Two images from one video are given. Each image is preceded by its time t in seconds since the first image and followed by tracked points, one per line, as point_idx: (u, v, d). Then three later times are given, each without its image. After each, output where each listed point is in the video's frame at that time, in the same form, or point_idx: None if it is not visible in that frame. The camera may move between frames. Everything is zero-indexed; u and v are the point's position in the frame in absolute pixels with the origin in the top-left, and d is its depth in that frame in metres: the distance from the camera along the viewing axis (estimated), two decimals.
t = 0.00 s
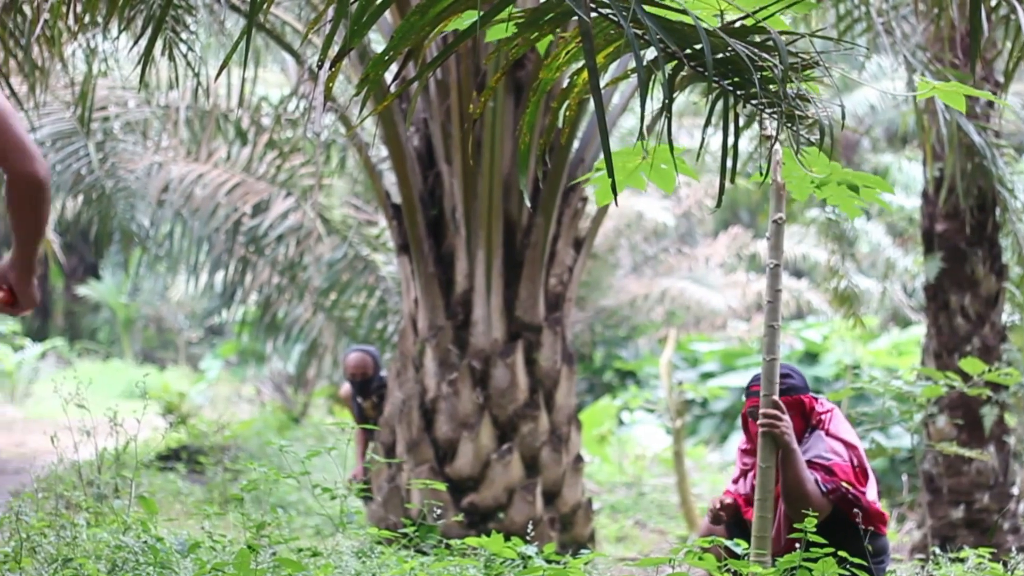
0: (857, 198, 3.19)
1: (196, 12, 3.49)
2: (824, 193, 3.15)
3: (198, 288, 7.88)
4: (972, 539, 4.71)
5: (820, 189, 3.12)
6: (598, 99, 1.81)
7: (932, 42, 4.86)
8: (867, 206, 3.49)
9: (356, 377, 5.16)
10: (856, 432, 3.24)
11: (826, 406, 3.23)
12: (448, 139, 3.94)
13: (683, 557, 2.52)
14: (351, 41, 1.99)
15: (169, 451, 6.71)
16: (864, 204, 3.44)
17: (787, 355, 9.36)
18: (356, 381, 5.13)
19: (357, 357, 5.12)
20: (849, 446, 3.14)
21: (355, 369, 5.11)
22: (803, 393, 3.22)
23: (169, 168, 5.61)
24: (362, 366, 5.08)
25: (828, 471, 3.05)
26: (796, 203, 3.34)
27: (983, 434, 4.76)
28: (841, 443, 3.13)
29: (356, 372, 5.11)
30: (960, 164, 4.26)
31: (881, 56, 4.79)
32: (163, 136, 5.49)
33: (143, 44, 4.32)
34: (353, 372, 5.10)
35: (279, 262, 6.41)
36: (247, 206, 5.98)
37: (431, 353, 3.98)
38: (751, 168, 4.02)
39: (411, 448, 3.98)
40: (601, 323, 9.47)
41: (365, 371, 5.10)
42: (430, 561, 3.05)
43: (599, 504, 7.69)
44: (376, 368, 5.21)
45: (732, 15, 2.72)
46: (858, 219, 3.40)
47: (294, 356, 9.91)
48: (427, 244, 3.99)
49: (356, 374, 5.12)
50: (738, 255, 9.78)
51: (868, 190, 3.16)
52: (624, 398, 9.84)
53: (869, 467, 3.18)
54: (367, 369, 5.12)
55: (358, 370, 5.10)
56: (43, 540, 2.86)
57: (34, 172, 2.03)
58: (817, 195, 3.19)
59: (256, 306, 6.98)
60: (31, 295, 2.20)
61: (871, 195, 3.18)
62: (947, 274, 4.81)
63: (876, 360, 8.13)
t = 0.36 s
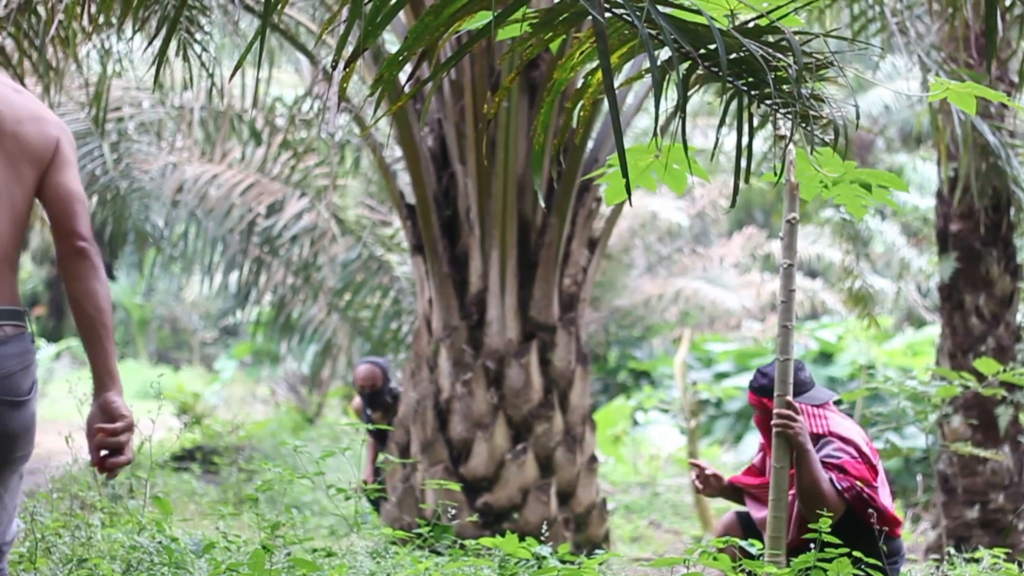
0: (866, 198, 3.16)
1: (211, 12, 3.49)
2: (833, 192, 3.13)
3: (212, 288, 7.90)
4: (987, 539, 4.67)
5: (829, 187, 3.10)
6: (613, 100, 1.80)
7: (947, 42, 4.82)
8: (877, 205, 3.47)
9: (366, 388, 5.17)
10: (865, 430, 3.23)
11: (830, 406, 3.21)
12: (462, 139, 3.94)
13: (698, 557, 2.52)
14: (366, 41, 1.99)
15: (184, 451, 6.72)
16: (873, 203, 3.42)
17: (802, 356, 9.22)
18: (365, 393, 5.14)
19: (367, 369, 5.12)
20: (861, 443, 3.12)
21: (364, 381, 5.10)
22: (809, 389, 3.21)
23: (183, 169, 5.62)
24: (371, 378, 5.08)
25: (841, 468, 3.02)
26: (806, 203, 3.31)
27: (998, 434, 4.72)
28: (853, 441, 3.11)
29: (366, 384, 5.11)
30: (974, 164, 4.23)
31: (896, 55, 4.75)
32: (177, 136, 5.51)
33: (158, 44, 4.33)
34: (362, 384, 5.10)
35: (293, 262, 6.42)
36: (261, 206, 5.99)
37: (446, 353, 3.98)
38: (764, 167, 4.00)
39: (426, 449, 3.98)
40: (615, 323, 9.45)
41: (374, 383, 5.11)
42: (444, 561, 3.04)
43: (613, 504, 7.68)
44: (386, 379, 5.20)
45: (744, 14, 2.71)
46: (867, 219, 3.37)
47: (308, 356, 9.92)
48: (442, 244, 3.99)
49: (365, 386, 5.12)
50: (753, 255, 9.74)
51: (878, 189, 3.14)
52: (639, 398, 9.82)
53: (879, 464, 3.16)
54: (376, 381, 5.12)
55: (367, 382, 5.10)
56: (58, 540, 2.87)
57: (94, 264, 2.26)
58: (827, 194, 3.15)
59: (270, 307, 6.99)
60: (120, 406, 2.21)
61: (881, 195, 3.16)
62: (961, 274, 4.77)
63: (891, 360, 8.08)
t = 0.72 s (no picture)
0: (885, 198, 3.13)
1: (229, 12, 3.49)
2: (850, 193, 3.11)
3: (230, 289, 7.93)
4: (1006, 539, 4.63)
5: (846, 188, 3.08)
6: (630, 100, 1.79)
7: (966, 41, 4.78)
8: (897, 205, 3.45)
9: (377, 379, 5.20)
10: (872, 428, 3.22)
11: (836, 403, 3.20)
12: (480, 139, 3.93)
13: (717, 557, 2.52)
14: (384, 40, 1.98)
15: (202, 451, 6.74)
16: (891, 203, 3.40)
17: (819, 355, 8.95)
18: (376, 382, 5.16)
19: (377, 359, 5.14)
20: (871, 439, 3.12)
21: (375, 371, 5.13)
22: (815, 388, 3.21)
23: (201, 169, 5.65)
24: (382, 368, 5.11)
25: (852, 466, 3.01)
26: (823, 204, 3.29)
27: (1018, 434, 4.66)
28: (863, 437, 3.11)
29: (377, 374, 5.13)
30: (993, 163, 4.19)
31: (914, 55, 4.72)
32: (195, 136, 5.53)
33: (176, 45, 4.35)
34: (373, 374, 5.12)
35: (312, 262, 6.44)
36: (279, 207, 6.01)
37: (464, 353, 3.98)
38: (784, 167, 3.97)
39: (444, 449, 3.98)
40: (634, 323, 9.41)
41: (385, 374, 5.14)
42: (462, 561, 3.04)
43: (631, 504, 7.66)
44: (398, 370, 5.23)
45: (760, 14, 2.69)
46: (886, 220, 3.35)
47: (326, 357, 9.94)
48: (460, 244, 3.98)
49: (377, 375, 5.14)
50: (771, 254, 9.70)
51: (895, 190, 3.12)
52: (657, 398, 9.79)
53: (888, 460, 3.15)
54: (386, 370, 5.14)
55: (378, 372, 5.12)
56: (77, 541, 2.90)
57: (135, 273, 2.31)
58: (845, 194, 3.13)
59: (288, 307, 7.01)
60: (129, 376, 2.33)
61: (899, 195, 3.14)
62: (980, 274, 4.73)
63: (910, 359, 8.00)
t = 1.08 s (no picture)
0: (902, 198, 3.10)
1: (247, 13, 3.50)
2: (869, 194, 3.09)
3: (248, 289, 7.95)
4: None
5: (865, 189, 3.06)
6: (649, 101, 1.78)
7: (985, 40, 4.74)
8: (913, 206, 3.42)
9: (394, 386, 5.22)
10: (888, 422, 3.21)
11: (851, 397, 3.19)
12: (498, 139, 3.92)
13: (736, 557, 2.52)
14: (402, 41, 1.98)
15: (221, 452, 6.76)
16: (910, 203, 3.37)
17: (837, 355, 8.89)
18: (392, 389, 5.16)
19: (392, 367, 5.14)
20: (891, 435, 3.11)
21: (391, 379, 5.13)
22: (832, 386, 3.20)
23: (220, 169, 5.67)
24: (397, 374, 5.12)
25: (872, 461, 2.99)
26: (842, 205, 3.27)
27: None
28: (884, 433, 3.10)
29: (393, 382, 5.14)
30: (1013, 163, 4.14)
31: (932, 55, 4.68)
32: (213, 137, 5.55)
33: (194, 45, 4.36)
34: (389, 382, 5.13)
35: (330, 262, 6.45)
36: (298, 207, 6.02)
37: (482, 353, 3.97)
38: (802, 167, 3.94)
39: (462, 449, 3.98)
40: (652, 323, 9.36)
41: (401, 381, 5.15)
42: (481, 561, 3.04)
43: (650, 505, 7.63)
44: (412, 374, 5.24)
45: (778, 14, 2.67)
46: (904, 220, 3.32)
47: (344, 357, 9.96)
48: (478, 244, 3.98)
49: (392, 383, 5.14)
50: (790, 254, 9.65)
51: (915, 191, 3.09)
52: (675, 399, 9.75)
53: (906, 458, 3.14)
54: (401, 377, 5.15)
55: (394, 379, 5.13)
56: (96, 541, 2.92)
57: (141, 261, 2.41)
58: (863, 194, 3.10)
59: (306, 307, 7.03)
60: (168, 379, 2.43)
61: (917, 195, 3.11)
62: (999, 274, 4.68)
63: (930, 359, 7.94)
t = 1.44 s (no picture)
0: (914, 198, 3.08)
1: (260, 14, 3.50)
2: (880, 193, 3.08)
3: (261, 290, 7.96)
4: None
5: (877, 188, 3.05)
6: (662, 101, 1.77)
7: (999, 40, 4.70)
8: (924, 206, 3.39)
9: (404, 390, 5.24)
10: (895, 422, 3.22)
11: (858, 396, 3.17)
12: (511, 140, 3.92)
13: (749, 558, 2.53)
14: (415, 41, 1.98)
15: (234, 452, 6.77)
16: (922, 203, 3.35)
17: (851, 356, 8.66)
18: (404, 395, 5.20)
19: (402, 372, 5.19)
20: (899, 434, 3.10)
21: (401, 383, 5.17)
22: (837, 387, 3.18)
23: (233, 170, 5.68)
24: (406, 378, 5.16)
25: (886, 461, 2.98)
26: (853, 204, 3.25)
27: None
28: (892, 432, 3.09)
29: (404, 387, 5.17)
30: None
31: (946, 55, 4.65)
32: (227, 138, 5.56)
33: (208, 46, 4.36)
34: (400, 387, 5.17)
35: (343, 263, 6.46)
36: (311, 208, 6.03)
37: (496, 354, 3.96)
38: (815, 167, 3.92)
39: (476, 450, 3.98)
40: (665, 323, 9.31)
41: (411, 385, 5.19)
42: (494, 562, 3.04)
43: (663, 505, 7.61)
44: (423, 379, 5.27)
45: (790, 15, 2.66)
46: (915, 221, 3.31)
47: (358, 357, 9.96)
48: (491, 245, 3.97)
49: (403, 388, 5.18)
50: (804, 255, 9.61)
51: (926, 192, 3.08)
52: (689, 399, 9.72)
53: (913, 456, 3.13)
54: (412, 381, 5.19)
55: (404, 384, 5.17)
56: (110, 542, 2.93)
57: (121, 253, 2.39)
58: (875, 193, 3.08)
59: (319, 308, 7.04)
60: (138, 370, 2.41)
61: (930, 195, 3.09)
62: (1013, 275, 4.64)
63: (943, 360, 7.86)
